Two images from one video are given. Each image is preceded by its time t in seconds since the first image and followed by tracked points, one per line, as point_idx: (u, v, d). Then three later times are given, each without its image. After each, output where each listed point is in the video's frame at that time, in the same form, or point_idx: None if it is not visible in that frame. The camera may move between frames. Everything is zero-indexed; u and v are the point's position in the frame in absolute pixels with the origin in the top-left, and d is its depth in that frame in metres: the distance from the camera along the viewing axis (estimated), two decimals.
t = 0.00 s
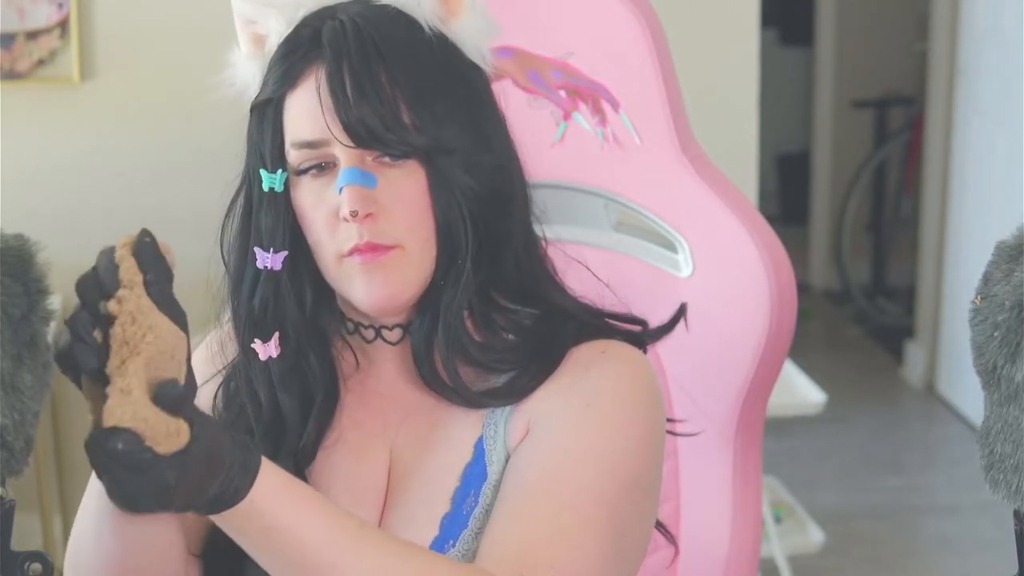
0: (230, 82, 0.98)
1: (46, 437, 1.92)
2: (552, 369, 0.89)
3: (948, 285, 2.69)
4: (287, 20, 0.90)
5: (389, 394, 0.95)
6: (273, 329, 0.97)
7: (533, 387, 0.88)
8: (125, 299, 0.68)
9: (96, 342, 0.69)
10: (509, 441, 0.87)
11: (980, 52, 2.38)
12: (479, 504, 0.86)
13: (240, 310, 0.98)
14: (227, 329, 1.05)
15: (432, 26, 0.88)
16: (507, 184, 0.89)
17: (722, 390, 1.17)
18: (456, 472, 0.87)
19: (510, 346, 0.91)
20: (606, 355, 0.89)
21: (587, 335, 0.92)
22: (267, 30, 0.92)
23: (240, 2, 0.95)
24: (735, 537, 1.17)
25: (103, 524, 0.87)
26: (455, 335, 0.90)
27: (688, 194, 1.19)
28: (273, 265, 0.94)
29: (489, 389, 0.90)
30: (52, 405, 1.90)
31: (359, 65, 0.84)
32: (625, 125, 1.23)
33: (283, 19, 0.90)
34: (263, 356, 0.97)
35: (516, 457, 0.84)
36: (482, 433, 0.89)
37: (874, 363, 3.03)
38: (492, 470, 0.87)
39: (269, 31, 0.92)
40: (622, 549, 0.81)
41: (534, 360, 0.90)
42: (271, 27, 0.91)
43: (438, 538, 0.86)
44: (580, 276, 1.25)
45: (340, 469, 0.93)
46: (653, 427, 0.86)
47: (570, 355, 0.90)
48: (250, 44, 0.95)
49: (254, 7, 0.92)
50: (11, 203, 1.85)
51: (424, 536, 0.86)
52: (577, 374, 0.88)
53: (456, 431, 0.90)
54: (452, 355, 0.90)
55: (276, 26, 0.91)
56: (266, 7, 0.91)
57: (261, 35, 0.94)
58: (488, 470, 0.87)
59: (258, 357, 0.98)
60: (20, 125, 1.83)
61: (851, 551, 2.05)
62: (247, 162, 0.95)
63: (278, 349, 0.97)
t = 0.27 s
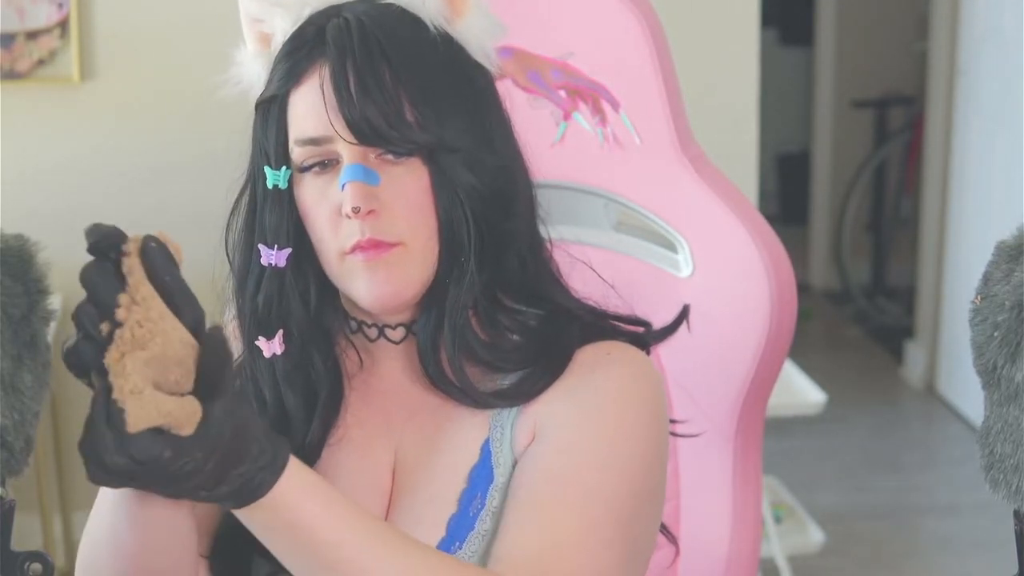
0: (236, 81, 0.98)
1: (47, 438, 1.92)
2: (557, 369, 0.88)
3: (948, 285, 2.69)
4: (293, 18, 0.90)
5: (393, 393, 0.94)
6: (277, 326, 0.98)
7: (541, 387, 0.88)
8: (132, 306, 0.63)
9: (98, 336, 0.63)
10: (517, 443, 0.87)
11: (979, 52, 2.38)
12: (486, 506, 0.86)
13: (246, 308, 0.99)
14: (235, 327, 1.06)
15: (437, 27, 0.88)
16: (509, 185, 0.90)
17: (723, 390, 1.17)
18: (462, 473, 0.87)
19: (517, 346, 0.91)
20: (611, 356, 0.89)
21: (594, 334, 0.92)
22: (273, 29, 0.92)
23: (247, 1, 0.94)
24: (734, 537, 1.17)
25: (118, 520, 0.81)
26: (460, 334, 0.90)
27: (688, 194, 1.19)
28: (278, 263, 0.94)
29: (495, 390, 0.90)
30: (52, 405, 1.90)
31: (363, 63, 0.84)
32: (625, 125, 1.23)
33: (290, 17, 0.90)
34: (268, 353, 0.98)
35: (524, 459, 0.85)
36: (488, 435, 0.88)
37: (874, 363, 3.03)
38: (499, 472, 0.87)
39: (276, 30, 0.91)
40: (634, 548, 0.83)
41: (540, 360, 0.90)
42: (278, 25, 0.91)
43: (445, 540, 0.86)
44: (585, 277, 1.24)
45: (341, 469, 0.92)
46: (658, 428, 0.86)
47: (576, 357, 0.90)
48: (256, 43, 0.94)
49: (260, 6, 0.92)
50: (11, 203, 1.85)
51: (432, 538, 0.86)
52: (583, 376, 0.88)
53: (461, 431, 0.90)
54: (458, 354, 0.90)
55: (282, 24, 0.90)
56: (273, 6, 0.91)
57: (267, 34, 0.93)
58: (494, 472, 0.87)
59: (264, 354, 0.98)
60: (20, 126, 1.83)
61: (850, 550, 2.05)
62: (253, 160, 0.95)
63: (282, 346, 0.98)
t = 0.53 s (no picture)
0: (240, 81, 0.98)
1: (46, 439, 1.92)
2: (568, 370, 0.89)
3: (948, 285, 2.69)
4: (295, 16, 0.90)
5: (399, 393, 0.94)
6: (272, 323, 0.98)
7: (552, 388, 0.88)
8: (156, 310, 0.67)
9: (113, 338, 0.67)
10: (530, 448, 0.88)
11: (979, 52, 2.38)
12: (497, 507, 0.87)
13: (243, 303, 0.99)
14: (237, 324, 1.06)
15: (436, 26, 0.88)
16: (507, 184, 0.89)
17: (723, 390, 1.17)
18: (473, 475, 0.87)
19: (520, 346, 0.91)
20: (617, 355, 0.90)
21: (598, 335, 0.93)
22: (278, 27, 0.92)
23: None
24: (734, 536, 1.17)
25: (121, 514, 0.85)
26: (465, 334, 0.90)
27: (688, 194, 1.20)
28: (272, 259, 0.94)
29: (503, 390, 0.90)
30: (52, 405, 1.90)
31: (355, 64, 0.84)
32: (625, 125, 1.23)
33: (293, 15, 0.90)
34: (262, 348, 0.98)
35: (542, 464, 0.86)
36: (499, 437, 0.89)
37: (874, 363, 3.03)
38: (511, 474, 0.87)
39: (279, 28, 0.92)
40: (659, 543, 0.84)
41: (547, 360, 0.90)
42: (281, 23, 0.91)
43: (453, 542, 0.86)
44: (594, 279, 1.25)
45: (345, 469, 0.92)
46: (667, 428, 0.87)
47: (584, 358, 0.91)
48: (263, 42, 0.95)
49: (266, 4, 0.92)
50: (11, 203, 1.85)
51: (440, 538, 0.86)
52: (592, 376, 0.89)
53: (468, 432, 0.90)
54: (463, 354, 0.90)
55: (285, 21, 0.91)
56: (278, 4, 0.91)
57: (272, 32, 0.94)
58: (507, 474, 0.87)
59: (260, 349, 0.99)
60: (20, 126, 1.83)
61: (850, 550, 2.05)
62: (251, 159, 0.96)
63: (276, 342, 0.98)
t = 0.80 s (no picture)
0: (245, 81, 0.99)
1: (46, 438, 1.92)
2: (574, 368, 0.90)
3: (948, 285, 2.69)
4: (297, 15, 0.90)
5: (401, 392, 0.94)
6: (272, 322, 0.98)
7: (559, 385, 0.89)
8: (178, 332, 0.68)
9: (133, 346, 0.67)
10: (540, 449, 0.88)
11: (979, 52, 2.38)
12: (502, 506, 0.86)
13: (244, 303, 0.99)
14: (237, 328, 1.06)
15: (435, 26, 0.88)
16: (507, 184, 0.89)
17: (723, 390, 1.17)
18: (479, 475, 0.87)
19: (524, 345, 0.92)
20: (620, 354, 0.91)
21: (602, 334, 0.94)
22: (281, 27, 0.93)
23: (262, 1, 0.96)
24: (734, 536, 1.17)
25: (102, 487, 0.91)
26: (470, 333, 0.91)
27: (688, 194, 1.20)
28: (272, 258, 0.94)
29: (511, 389, 0.90)
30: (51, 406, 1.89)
31: (350, 64, 0.84)
32: (625, 124, 1.23)
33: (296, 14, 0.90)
34: (261, 348, 0.97)
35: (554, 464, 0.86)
36: (507, 437, 0.88)
37: (875, 363, 3.03)
38: (518, 474, 0.87)
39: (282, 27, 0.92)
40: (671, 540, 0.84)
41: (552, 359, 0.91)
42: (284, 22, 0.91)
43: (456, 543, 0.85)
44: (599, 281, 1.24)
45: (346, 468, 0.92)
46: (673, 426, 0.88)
47: (589, 356, 0.91)
48: (268, 42, 0.96)
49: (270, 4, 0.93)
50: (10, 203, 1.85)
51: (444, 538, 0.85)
52: (597, 375, 0.89)
53: (471, 430, 0.89)
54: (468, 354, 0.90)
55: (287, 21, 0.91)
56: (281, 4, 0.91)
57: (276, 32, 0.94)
58: (513, 475, 0.87)
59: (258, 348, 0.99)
60: (19, 126, 1.82)
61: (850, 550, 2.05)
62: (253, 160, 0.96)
63: (275, 342, 0.97)
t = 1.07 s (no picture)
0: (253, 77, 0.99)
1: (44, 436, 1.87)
2: (574, 373, 0.90)
3: (948, 285, 2.69)
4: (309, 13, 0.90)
5: (399, 395, 0.94)
6: (271, 319, 0.98)
7: (560, 390, 0.89)
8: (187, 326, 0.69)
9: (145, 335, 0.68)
10: (537, 453, 0.87)
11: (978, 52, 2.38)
12: (499, 510, 0.86)
13: (244, 299, 0.99)
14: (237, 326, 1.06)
15: (445, 27, 0.88)
16: (510, 187, 0.89)
17: (722, 392, 1.17)
18: (477, 477, 0.87)
19: (525, 349, 0.91)
20: (621, 359, 0.91)
21: (605, 338, 0.93)
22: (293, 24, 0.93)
23: None
24: (734, 536, 1.17)
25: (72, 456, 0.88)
26: (470, 336, 0.90)
27: (688, 195, 1.20)
28: (274, 255, 0.95)
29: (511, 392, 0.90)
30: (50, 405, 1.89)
31: (357, 66, 0.84)
32: (625, 124, 1.23)
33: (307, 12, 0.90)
34: (260, 345, 0.97)
35: (553, 466, 0.86)
36: (505, 441, 0.88)
37: (875, 364, 3.03)
38: (515, 479, 0.87)
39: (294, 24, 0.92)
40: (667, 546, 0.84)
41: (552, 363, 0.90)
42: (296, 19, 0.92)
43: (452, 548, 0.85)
44: (601, 283, 1.23)
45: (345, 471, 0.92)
46: (673, 431, 0.87)
47: (591, 361, 0.91)
48: (280, 38, 0.96)
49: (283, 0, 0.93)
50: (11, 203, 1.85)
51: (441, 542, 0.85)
52: (597, 380, 0.89)
53: (469, 433, 0.90)
54: (468, 357, 0.90)
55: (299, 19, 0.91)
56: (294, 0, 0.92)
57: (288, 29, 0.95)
58: (511, 479, 0.87)
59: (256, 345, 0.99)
60: (20, 126, 1.82)
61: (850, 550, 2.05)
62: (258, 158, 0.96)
63: (273, 339, 0.97)
